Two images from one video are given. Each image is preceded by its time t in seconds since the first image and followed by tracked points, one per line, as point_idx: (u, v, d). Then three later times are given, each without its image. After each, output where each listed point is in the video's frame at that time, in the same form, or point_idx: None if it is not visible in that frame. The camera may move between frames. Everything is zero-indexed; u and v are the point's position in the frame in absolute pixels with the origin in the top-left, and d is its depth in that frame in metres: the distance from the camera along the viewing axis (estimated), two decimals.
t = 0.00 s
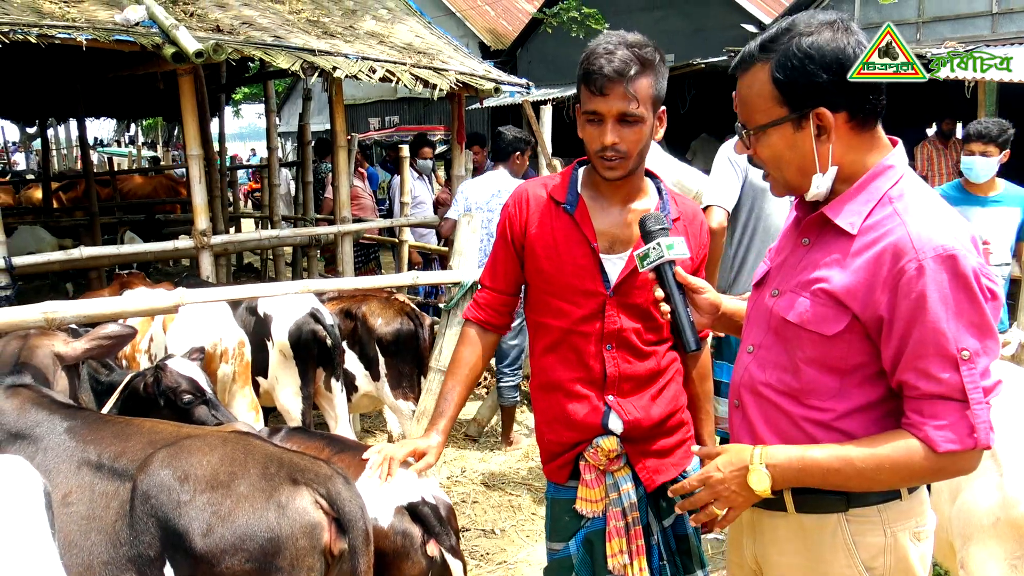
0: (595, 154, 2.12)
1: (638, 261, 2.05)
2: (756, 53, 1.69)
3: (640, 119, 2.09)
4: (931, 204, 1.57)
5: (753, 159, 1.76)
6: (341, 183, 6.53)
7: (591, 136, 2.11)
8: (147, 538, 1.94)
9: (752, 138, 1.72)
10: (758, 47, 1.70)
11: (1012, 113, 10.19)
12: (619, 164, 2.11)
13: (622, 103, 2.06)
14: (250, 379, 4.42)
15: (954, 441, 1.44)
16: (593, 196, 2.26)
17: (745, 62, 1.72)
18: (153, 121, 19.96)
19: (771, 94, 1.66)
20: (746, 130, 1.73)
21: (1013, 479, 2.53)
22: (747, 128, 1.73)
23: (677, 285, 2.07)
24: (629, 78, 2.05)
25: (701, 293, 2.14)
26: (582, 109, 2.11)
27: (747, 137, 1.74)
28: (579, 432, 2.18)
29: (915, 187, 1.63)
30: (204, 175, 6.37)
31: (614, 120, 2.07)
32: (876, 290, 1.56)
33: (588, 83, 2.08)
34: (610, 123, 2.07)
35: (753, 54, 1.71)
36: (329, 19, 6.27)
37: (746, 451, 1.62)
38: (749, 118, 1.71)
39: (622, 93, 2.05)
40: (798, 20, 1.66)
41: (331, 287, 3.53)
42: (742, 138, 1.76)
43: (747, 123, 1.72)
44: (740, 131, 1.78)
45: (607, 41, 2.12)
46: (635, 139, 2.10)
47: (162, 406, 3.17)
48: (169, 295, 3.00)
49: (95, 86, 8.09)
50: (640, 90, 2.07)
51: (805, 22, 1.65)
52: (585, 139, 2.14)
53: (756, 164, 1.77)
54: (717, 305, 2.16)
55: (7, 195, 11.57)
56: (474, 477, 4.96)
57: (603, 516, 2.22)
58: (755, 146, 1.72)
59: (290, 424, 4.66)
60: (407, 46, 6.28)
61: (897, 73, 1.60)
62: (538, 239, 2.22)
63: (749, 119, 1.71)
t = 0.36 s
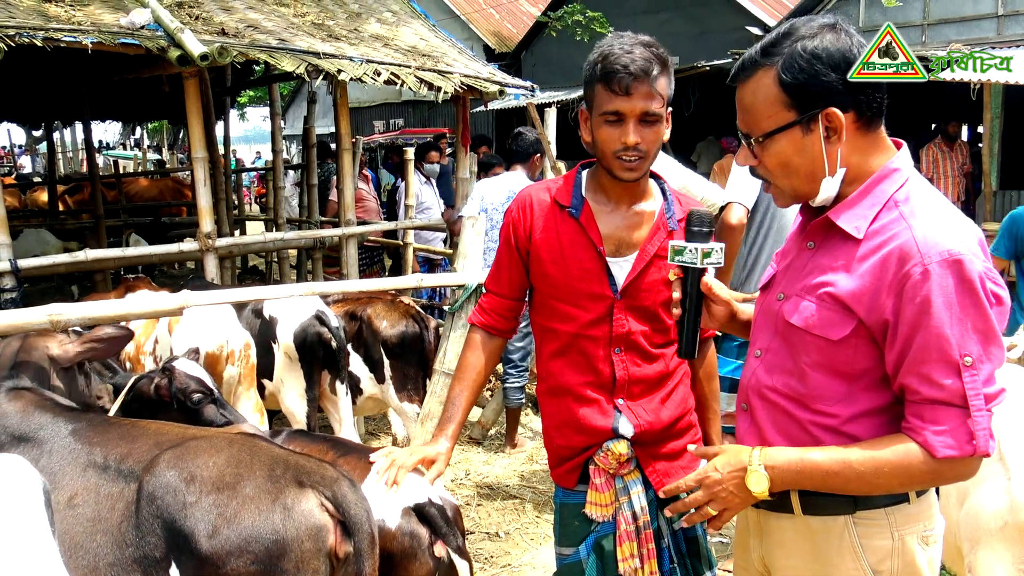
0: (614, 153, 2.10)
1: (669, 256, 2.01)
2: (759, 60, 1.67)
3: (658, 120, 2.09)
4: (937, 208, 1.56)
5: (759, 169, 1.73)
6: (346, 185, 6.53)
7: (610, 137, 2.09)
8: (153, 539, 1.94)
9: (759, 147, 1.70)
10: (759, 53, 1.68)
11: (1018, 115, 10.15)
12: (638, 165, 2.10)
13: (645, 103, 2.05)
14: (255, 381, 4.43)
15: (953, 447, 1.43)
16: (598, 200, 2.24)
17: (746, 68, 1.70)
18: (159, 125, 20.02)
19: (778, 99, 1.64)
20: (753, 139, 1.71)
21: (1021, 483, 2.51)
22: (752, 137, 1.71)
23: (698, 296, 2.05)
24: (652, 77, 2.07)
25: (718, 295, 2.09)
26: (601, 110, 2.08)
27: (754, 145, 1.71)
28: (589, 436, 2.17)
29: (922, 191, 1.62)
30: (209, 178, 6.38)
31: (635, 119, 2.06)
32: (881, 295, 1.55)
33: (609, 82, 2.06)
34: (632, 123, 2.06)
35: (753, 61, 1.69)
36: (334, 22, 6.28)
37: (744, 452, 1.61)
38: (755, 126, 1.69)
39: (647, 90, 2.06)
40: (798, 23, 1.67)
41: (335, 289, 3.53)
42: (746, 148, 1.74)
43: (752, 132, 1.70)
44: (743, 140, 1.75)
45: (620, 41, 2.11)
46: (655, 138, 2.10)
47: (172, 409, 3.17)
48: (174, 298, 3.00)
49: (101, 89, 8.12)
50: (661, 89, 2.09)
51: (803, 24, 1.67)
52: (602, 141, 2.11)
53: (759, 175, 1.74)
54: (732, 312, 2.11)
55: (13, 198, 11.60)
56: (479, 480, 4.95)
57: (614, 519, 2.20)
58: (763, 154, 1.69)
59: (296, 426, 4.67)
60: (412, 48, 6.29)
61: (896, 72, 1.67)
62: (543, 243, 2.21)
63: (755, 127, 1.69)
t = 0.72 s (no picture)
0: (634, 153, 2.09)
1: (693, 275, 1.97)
2: (741, 71, 1.66)
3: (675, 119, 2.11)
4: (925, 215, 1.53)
5: (747, 181, 1.72)
6: (348, 186, 6.52)
7: (628, 138, 2.08)
8: (156, 541, 1.93)
9: (746, 159, 1.69)
10: (742, 64, 1.67)
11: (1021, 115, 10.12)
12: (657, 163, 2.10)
13: (669, 102, 2.07)
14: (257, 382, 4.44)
15: (923, 461, 1.42)
16: (597, 200, 2.23)
17: (730, 80, 1.68)
18: (161, 126, 20.03)
19: (763, 110, 1.63)
20: (740, 152, 1.69)
21: None
22: (738, 150, 1.70)
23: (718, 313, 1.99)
24: (673, 77, 2.09)
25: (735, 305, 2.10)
26: (621, 109, 2.06)
27: (741, 158, 1.70)
28: (592, 439, 2.16)
29: (914, 195, 1.59)
30: (211, 179, 6.38)
31: (659, 118, 2.07)
32: (864, 306, 1.54)
33: (630, 80, 2.05)
34: (654, 122, 2.06)
35: (735, 72, 1.68)
36: (335, 22, 6.28)
37: (723, 461, 1.61)
38: (740, 138, 1.68)
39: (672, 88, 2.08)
40: (779, 33, 1.66)
41: (337, 291, 3.52)
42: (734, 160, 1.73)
43: (739, 145, 1.69)
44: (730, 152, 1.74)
45: (633, 41, 2.10)
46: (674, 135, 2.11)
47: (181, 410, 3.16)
48: (177, 299, 3.00)
49: (103, 90, 8.13)
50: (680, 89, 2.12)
51: (786, 33, 1.65)
52: (617, 139, 2.09)
53: (747, 187, 1.73)
54: (750, 324, 2.10)
55: (15, 199, 11.61)
56: (481, 481, 4.94)
57: (616, 522, 2.20)
58: (750, 166, 1.68)
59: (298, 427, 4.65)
60: (414, 49, 6.28)
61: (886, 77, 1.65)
62: (542, 246, 2.20)
63: (740, 140, 1.68)
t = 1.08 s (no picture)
0: (625, 152, 2.09)
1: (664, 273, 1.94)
2: (716, 61, 1.65)
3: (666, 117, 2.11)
4: (883, 215, 1.53)
5: (709, 167, 1.73)
6: (350, 187, 6.52)
7: (620, 137, 2.07)
8: (156, 543, 1.92)
9: (709, 146, 1.69)
10: (718, 54, 1.66)
11: None
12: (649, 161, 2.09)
13: (660, 101, 2.06)
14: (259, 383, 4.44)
15: (839, 452, 1.45)
16: (594, 200, 2.23)
17: (703, 69, 1.68)
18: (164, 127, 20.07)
19: (730, 102, 1.62)
20: (704, 137, 1.70)
21: None
22: (704, 135, 1.70)
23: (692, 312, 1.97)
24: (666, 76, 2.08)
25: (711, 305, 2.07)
26: (613, 108, 2.06)
27: (706, 144, 1.71)
28: (590, 439, 2.16)
29: (876, 193, 1.59)
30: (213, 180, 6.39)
31: (650, 117, 2.06)
32: (820, 302, 1.55)
33: (622, 79, 2.04)
34: (645, 120, 2.06)
35: (713, 60, 1.67)
36: (337, 23, 6.28)
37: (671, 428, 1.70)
38: (707, 126, 1.68)
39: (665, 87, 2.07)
40: (762, 28, 1.63)
41: (339, 291, 3.52)
42: (700, 145, 1.73)
43: (704, 130, 1.69)
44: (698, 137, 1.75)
45: (627, 40, 2.09)
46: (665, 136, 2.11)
47: (186, 409, 3.19)
48: (179, 300, 2.99)
49: (105, 91, 8.14)
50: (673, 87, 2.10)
51: (765, 30, 1.63)
52: (609, 138, 2.09)
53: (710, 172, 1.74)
54: (727, 322, 2.08)
55: (18, 200, 11.63)
56: (483, 481, 4.94)
57: (614, 523, 2.18)
58: (713, 153, 1.69)
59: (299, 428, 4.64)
60: (416, 50, 6.28)
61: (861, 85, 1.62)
62: (540, 245, 2.20)
63: (706, 128, 1.68)
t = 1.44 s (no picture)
0: (600, 159, 2.16)
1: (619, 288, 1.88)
2: (644, 86, 1.61)
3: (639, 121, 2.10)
4: (788, 233, 1.55)
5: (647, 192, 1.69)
6: (353, 190, 6.52)
7: (595, 143, 2.13)
8: (158, 549, 1.91)
9: (644, 171, 1.66)
10: (646, 79, 1.62)
11: None
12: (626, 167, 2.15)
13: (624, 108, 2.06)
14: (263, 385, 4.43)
15: (657, 426, 1.53)
16: (597, 199, 2.24)
17: (633, 94, 1.63)
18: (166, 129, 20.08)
19: (663, 130, 1.58)
20: (640, 164, 1.66)
21: None
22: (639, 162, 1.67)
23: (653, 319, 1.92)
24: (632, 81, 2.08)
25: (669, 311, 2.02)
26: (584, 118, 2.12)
27: (641, 170, 1.67)
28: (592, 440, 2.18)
29: (798, 207, 1.59)
30: (217, 182, 6.40)
31: (617, 125, 2.08)
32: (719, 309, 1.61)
33: (590, 90, 2.09)
34: (614, 128, 2.08)
35: (639, 89, 1.62)
36: (341, 26, 6.28)
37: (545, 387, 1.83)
38: (642, 152, 1.65)
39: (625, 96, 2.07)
40: (687, 52, 1.59)
41: (344, 295, 3.52)
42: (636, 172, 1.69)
43: (639, 158, 1.66)
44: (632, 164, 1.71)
45: (601, 44, 2.14)
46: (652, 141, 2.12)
47: (192, 412, 3.22)
48: (184, 304, 2.98)
49: (109, 94, 8.15)
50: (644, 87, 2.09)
51: (692, 51, 1.59)
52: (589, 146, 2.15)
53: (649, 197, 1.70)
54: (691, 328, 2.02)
55: (22, 202, 11.65)
56: (487, 484, 4.93)
57: (616, 525, 2.20)
58: (649, 179, 1.65)
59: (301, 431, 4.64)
60: (419, 52, 6.29)
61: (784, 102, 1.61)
62: (542, 245, 2.21)
63: (641, 153, 1.64)
